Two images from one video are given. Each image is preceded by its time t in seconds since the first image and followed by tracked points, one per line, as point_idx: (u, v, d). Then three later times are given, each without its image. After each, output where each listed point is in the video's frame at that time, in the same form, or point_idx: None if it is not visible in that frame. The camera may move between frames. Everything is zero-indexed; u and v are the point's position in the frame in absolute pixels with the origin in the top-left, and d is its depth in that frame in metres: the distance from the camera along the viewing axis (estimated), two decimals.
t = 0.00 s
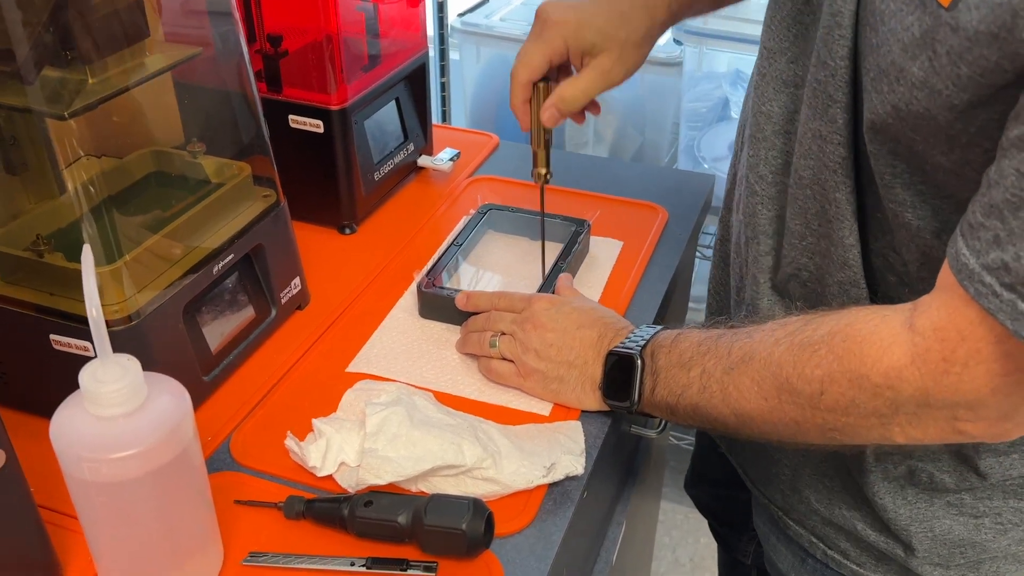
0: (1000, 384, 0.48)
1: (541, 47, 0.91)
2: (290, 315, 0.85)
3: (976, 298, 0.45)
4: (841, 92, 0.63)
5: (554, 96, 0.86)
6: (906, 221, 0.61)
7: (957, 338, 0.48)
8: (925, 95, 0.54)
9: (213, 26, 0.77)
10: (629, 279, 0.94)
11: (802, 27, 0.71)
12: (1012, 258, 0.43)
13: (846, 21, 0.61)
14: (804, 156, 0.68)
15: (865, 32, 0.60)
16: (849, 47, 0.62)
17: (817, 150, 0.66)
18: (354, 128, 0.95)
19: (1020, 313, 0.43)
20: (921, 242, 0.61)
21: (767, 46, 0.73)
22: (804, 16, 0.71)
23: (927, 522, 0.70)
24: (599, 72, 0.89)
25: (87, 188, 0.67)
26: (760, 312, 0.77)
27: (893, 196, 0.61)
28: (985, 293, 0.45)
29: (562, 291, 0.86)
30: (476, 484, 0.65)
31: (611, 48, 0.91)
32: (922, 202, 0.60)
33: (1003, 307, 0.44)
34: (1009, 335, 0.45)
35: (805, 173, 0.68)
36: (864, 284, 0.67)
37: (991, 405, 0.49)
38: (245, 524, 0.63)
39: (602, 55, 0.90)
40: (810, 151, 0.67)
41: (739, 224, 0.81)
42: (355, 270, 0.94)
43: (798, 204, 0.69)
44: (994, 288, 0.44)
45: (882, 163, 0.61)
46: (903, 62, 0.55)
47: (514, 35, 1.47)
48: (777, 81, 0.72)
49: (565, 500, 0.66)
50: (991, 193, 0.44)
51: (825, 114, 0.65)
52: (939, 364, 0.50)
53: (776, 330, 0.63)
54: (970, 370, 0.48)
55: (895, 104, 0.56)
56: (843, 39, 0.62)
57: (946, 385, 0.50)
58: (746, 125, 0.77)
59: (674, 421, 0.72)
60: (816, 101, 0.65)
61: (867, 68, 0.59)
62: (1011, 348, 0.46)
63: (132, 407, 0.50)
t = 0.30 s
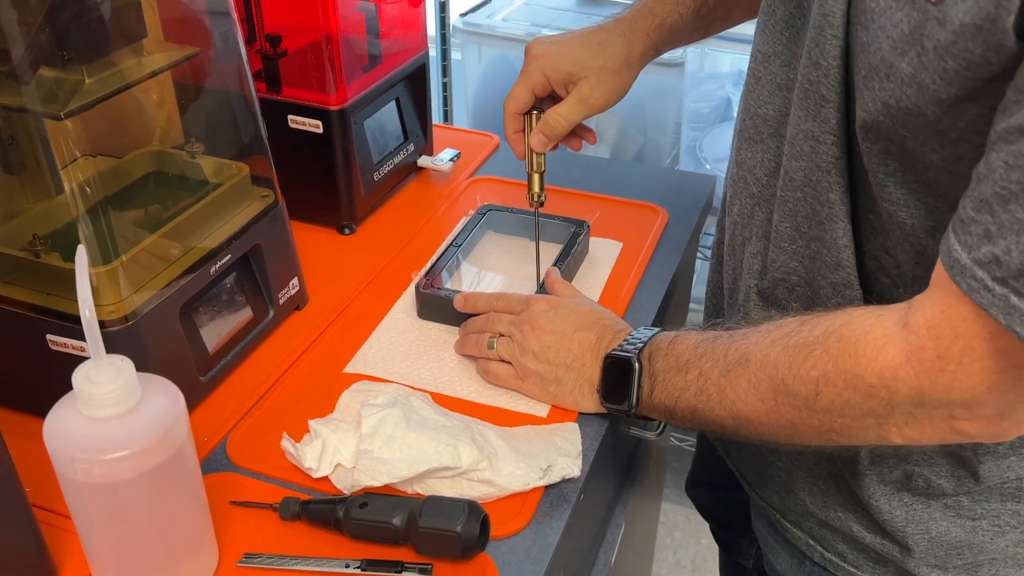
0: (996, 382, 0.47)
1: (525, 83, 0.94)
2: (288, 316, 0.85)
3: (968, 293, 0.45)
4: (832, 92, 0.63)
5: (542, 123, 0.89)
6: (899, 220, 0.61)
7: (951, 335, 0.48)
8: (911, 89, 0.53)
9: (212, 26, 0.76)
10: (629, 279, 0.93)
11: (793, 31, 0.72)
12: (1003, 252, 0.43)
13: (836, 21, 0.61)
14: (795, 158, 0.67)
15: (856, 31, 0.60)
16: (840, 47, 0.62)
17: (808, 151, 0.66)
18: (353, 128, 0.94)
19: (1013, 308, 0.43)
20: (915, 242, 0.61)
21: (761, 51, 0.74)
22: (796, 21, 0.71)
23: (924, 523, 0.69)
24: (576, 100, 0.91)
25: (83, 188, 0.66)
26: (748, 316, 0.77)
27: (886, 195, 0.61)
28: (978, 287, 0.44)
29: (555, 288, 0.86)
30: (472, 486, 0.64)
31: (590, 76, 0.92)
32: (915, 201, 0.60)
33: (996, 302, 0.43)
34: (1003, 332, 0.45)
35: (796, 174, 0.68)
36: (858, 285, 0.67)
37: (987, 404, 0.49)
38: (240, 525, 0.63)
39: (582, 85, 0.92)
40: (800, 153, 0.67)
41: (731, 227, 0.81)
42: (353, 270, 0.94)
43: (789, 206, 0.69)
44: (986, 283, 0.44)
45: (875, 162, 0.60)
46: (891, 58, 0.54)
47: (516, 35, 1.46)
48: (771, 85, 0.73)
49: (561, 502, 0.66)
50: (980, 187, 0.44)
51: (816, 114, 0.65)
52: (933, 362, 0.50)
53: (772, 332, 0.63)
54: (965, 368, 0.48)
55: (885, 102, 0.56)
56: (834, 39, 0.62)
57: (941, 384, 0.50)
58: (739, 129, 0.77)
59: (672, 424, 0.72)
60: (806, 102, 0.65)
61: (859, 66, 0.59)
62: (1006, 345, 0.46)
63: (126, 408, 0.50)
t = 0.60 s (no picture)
0: (992, 388, 0.47)
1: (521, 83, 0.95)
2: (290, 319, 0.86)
3: (960, 298, 0.45)
4: (822, 98, 0.63)
5: (537, 120, 0.90)
6: (891, 225, 0.61)
7: (945, 340, 0.48)
8: (899, 94, 0.54)
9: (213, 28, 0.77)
10: (630, 282, 0.93)
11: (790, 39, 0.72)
12: (993, 257, 0.43)
13: (826, 27, 0.62)
14: (786, 163, 0.67)
15: (847, 37, 0.61)
16: (831, 53, 0.62)
17: (799, 156, 0.66)
18: (355, 131, 0.95)
19: (1003, 313, 0.43)
20: (907, 247, 0.61)
21: (759, 58, 0.74)
22: (793, 28, 0.72)
23: (918, 527, 0.69)
24: (570, 96, 0.91)
25: (85, 191, 0.66)
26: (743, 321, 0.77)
27: (878, 200, 0.61)
28: (969, 292, 0.44)
29: (556, 294, 0.85)
30: (473, 490, 0.64)
31: (583, 72, 0.93)
32: (907, 206, 0.60)
33: (987, 307, 0.43)
34: (996, 337, 0.45)
35: (787, 180, 0.68)
36: (850, 290, 0.67)
37: (984, 410, 0.49)
38: (241, 528, 0.63)
39: (576, 80, 0.93)
40: (791, 158, 0.67)
41: (731, 232, 0.81)
42: (352, 273, 0.94)
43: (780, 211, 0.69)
44: (977, 287, 0.44)
45: (866, 167, 0.60)
46: (880, 64, 0.55)
47: (517, 38, 1.46)
48: (769, 91, 0.74)
49: (561, 506, 0.66)
50: (971, 193, 0.44)
51: (807, 120, 0.65)
52: (929, 367, 0.49)
53: (770, 337, 0.63)
54: (960, 373, 0.48)
55: (876, 106, 0.56)
56: (824, 45, 0.62)
57: (937, 389, 0.50)
58: (739, 134, 0.78)
59: (672, 428, 0.72)
60: (798, 107, 0.65)
61: (850, 72, 0.60)
62: (1000, 350, 0.45)
63: (127, 412, 0.50)
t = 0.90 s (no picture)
0: (993, 388, 0.47)
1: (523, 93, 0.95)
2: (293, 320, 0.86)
3: (961, 297, 0.45)
4: (823, 99, 0.64)
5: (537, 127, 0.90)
6: (892, 225, 0.61)
7: (947, 340, 0.48)
8: (898, 95, 0.54)
9: (214, 26, 0.77)
10: (632, 283, 0.94)
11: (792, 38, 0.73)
12: (993, 256, 0.43)
13: (827, 28, 0.62)
14: (788, 164, 0.68)
15: (847, 37, 0.61)
16: (831, 53, 0.63)
17: (801, 157, 0.66)
18: (358, 132, 0.95)
19: (1003, 312, 0.43)
20: (908, 247, 0.61)
21: (761, 59, 0.74)
22: (794, 29, 0.72)
23: (921, 527, 0.69)
24: (570, 105, 0.91)
25: (89, 191, 0.66)
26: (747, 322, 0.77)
27: (879, 201, 0.61)
28: (970, 291, 0.44)
29: (553, 293, 0.85)
30: (476, 491, 0.64)
31: (583, 79, 0.93)
32: (907, 207, 0.60)
33: (987, 306, 0.44)
34: (996, 336, 0.45)
35: (789, 180, 0.68)
36: (851, 291, 0.67)
37: (986, 409, 0.49)
38: (245, 529, 0.63)
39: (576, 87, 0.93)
40: (793, 159, 0.67)
41: (733, 233, 0.82)
42: (355, 274, 0.94)
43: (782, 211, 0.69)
44: (978, 286, 0.44)
45: (867, 168, 0.60)
46: (882, 64, 0.55)
47: (518, 40, 1.47)
48: (770, 92, 0.74)
49: (564, 506, 0.66)
50: (971, 192, 0.44)
51: (809, 120, 0.65)
52: (930, 367, 0.50)
53: (771, 337, 0.63)
54: (961, 372, 0.48)
55: (876, 106, 0.56)
56: (825, 45, 0.62)
57: (938, 389, 0.50)
58: (741, 135, 0.78)
59: (675, 428, 0.72)
60: (799, 108, 0.66)
61: (851, 73, 0.60)
62: (1000, 350, 0.46)
63: (132, 413, 0.50)
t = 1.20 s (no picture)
0: (1019, 409, 0.48)
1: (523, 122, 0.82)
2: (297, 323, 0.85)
3: (989, 321, 0.45)
4: (849, 108, 0.63)
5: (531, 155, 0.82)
6: (918, 235, 0.62)
7: (973, 361, 0.48)
8: (928, 110, 0.54)
9: (219, 31, 0.78)
10: (637, 286, 0.93)
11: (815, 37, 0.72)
12: None
13: (855, 36, 0.61)
14: (813, 171, 0.68)
15: (871, 47, 0.60)
16: (858, 62, 0.62)
17: (826, 165, 0.66)
18: (361, 135, 0.94)
19: None
20: (933, 256, 0.62)
21: (784, 59, 0.74)
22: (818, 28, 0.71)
23: (939, 532, 0.69)
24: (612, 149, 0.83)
25: (94, 193, 0.66)
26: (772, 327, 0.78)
27: (905, 210, 0.62)
28: (999, 315, 0.44)
29: (564, 297, 0.85)
30: (482, 495, 0.64)
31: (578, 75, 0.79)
32: (932, 216, 0.61)
33: (1017, 330, 0.44)
34: None
35: (814, 187, 0.68)
36: (873, 299, 0.68)
37: (1009, 428, 0.49)
38: (250, 534, 0.63)
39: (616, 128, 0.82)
40: (818, 167, 0.67)
41: (750, 236, 0.82)
42: (359, 277, 0.94)
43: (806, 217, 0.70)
44: (1007, 311, 0.44)
45: (892, 176, 0.61)
46: (909, 79, 0.55)
47: (519, 42, 1.47)
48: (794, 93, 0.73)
49: (571, 511, 0.65)
50: (1002, 216, 0.44)
51: (834, 130, 0.65)
52: (954, 388, 0.50)
53: (786, 349, 0.63)
54: (987, 394, 0.48)
55: (903, 122, 0.57)
56: (852, 55, 0.61)
57: (962, 409, 0.50)
58: (762, 136, 0.77)
59: (684, 435, 0.72)
60: (825, 116, 0.65)
61: (875, 83, 0.60)
62: None
63: (139, 417, 0.50)
